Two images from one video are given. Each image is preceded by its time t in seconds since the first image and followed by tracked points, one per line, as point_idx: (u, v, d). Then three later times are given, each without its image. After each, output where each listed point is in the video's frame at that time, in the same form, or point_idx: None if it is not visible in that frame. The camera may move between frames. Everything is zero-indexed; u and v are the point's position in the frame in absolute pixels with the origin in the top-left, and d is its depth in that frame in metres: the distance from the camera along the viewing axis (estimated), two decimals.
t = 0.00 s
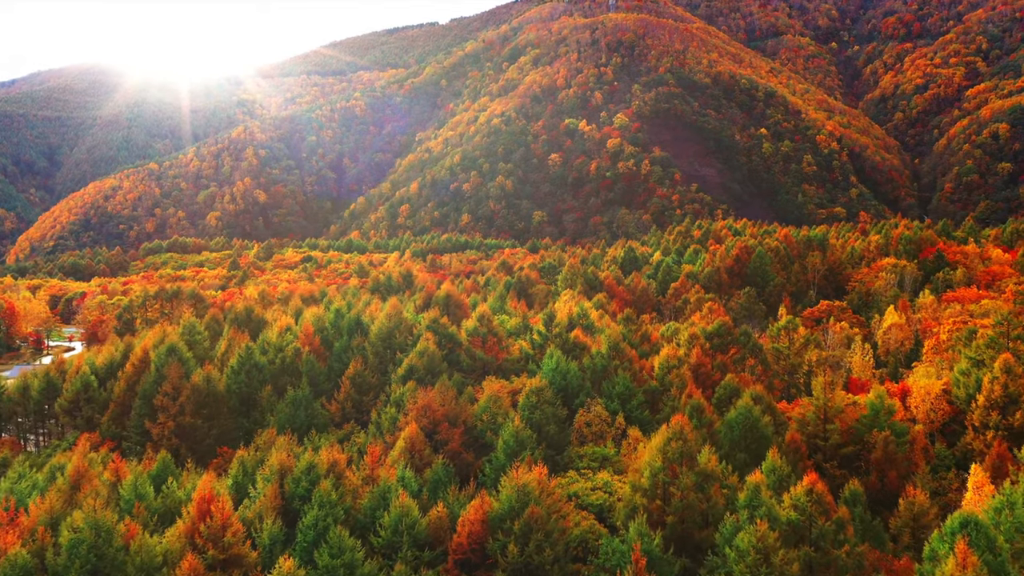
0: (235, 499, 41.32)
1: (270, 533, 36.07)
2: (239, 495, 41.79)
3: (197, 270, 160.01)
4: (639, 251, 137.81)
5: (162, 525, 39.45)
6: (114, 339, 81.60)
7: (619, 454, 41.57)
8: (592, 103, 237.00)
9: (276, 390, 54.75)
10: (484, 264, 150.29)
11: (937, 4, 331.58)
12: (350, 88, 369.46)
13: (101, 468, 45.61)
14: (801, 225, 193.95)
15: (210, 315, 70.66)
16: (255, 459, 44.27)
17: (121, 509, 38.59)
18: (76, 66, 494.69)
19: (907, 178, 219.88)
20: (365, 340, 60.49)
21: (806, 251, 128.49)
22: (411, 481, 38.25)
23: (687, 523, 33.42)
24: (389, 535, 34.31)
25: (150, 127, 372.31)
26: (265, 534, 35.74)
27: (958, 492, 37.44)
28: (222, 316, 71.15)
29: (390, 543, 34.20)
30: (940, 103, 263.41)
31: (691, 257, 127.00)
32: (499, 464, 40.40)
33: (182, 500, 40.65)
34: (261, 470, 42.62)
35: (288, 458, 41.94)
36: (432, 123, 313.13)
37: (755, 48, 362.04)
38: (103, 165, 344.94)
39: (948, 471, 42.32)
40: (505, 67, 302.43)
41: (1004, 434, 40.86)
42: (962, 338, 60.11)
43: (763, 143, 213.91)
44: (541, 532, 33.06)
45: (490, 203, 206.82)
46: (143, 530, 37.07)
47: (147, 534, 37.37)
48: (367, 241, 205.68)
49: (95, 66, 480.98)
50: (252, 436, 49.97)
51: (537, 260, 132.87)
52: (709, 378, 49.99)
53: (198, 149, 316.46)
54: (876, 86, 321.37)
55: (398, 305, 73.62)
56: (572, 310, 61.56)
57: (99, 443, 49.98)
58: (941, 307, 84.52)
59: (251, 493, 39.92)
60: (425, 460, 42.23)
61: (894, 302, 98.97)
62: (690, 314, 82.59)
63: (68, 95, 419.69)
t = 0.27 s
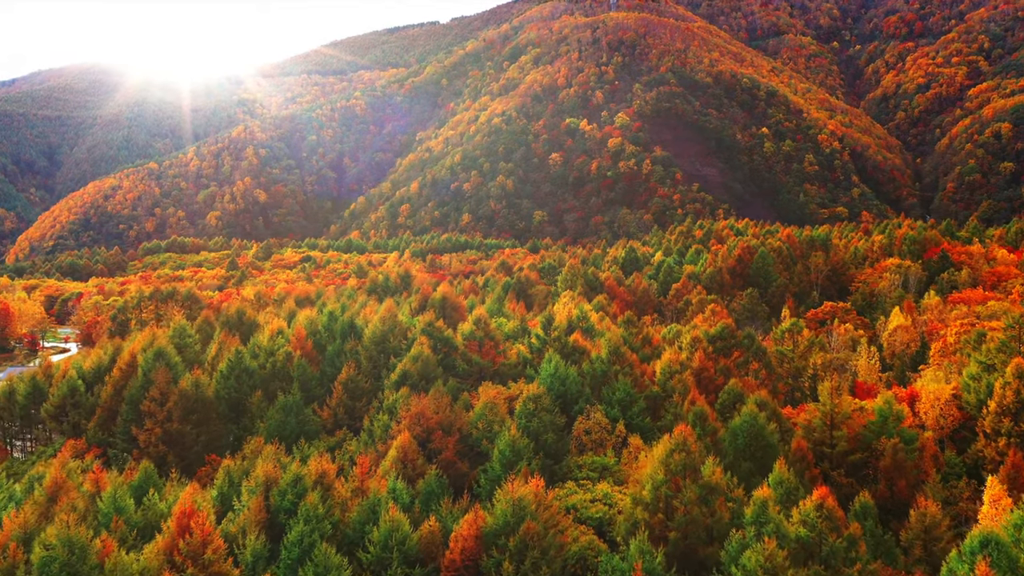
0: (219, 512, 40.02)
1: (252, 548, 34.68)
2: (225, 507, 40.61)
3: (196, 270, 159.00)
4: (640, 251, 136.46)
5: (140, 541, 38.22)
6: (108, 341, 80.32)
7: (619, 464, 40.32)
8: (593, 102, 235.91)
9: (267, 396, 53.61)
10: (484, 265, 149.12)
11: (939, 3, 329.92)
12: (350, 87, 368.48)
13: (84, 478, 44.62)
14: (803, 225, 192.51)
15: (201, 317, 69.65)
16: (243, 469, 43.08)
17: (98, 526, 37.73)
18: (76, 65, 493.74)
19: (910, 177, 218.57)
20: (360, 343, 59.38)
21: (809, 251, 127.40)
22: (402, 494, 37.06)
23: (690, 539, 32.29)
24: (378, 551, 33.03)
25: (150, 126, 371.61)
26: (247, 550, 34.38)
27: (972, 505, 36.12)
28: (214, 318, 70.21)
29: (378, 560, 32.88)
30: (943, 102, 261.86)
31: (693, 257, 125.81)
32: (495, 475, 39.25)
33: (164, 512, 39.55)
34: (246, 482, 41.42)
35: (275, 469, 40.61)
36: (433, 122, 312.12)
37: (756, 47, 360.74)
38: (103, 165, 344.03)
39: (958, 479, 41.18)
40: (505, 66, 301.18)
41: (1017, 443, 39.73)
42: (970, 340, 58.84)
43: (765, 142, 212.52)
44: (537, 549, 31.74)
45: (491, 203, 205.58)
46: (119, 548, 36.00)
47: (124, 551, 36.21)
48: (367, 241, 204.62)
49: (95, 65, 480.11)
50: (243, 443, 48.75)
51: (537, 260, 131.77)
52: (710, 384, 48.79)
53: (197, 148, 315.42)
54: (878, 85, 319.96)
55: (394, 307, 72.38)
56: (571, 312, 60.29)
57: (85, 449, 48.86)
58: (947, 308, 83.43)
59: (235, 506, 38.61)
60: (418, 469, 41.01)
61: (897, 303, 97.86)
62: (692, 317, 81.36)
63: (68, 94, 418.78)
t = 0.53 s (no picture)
0: (202, 526, 38.73)
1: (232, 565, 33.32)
2: (210, 518, 39.39)
3: (195, 270, 157.90)
4: (642, 252, 135.09)
5: (115, 559, 36.95)
6: (102, 342, 78.89)
7: (621, 475, 39.14)
8: (594, 101, 234.61)
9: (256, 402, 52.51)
10: (484, 265, 147.85)
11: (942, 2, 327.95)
12: (351, 87, 367.42)
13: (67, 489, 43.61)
14: (805, 225, 190.97)
15: (191, 321, 68.64)
16: (228, 480, 41.76)
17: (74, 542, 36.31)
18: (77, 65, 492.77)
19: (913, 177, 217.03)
20: (353, 348, 58.41)
21: (812, 251, 126.05)
22: (394, 508, 35.81)
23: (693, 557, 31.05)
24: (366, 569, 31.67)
25: (151, 126, 370.85)
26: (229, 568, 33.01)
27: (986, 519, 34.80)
28: (206, 322, 69.13)
29: None
30: (945, 101, 260.18)
31: (696, 258, 124.46)
32: (491, 487, 38.05)
33: (145, 526, 38.21)
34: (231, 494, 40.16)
35: (260, 481, 39.25)
36: (434, 122, 310.93)
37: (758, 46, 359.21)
38: (104, 165, 343.17)
39: (969, 489, 39.91)
40: (506, 66, 299.87)
41: None
42: (980, 344, 57.56)
43: (767, 142, 211.13)
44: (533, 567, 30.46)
45: (492, 203, 204.43)
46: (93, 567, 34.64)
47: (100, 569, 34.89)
48: (367, 241, 203.54)
49: (96, 65, 479.49)
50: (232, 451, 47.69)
51: (538, 260, 130.50)
52: (713, 390, 47.54)
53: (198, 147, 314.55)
54: (880, 84, 318.37)
55: (387, 311, 70.87)
56: (571, 316, 58.96)
57: (70, 456, 47.81)
58: (953, 310, 82.23)
59: (219, 520, 37.28)
60: (412, 481, 39.74)
61: (903, 305, 96.46)
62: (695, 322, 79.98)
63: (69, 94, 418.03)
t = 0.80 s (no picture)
0: (183, 541, 37.35)
1: None
2: (193, 533, 38.21)
3: (194, 271, 156.79)
4: (644, 253, 133.69)
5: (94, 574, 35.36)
6: (97, 344, 77.57)
7: (622, 487, 37.89)
8: (596, 101, 233.30)
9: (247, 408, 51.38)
10: (485, 266, 146.57)
11: (945, 1, 325.99)
12: (352, 86, 366.45)
13: (50, 500, 42.41)
14: (808, 225, 189.40)
15: (182, 324, 67.35)
16: (214, 493, 40.46)
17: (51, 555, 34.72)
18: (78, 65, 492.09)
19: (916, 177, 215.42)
20: (347, 352, 57.27)
21: (816, 252, 124.77)
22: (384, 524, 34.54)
23: None
24: None
25: (153, 126, 370.24)
26: None
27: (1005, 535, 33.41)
28: (198, 325, 67.87)
29: None
30: (948, 101, 258.30)
31: (698, 258, 123.16)
32: (488, 500, 36.71)
33: (124, 541, 36.69)
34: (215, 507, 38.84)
35: (245, 494, 37.86)
36: (435, 121, 309.78)
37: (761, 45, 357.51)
38: (105, 165, 342.48)
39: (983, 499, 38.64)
40: (507, 66, 298.58)
41: None
42: (990, 347, 56.26)
43: (769, 142, 209.63)
44: None
45: (494, 203, 203.12)
46: None
47: None
48: (367, 241, 202.52)
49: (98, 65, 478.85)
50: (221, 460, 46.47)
51: (539, 261, 129.22)
52: (716, 397, 46.30)
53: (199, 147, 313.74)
54: (883, 84, 316.64)
55: (383, 313, 69.67)
56: (571, 320, 57.73)
57: (53, 465, 46.58)
58: (960, 312, 80.88)
59: (201, 536, 35.89)
60: (405, 493, 38.42)
61: (909, 306, 95.05)
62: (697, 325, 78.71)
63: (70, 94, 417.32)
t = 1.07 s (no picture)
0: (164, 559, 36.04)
1: None
2: (174, 550, 37.17)
3: (193, 271, 155.78)
4: (646, 253, 132.33)
5: None
6: (92, 346, 76.32)
7: (624, 500, 36.57)
8: (598, 101, 232.02)
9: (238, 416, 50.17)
10: (486, 267, 145.36)
11: (948, 0, 323.76)
12: (353, 86, 365.45)
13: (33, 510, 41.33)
14: (811, 226, 187.77)
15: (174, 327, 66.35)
16: (199, 506, 39.19)
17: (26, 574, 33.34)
18: (80, 65, 492.24)
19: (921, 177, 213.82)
20: (341, 357, 56.09)
21: (821, 253, 123.37)
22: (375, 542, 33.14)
23: None
24: None
25: (155, 126, 369.92)
26: None
27: None
28: (190, 328, 66.74)
29: None
30: (952, 101, 256.24)
31: (702, 259, 121.81)
32: (484, 517, 35.27)
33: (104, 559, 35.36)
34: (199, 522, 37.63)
35: (231, 508, 36.55)
36: (437, 121, 308.80)
37: (763, 45, 356.08)
38: (107, 165, 342.04)
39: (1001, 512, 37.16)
40: (509, 66, 297.32)
41: None
42: (1002, 351, 54.80)
43: (772, 141, 208.10)
44: None
45: (495, 203, 201.90)
46: None
47: None
48: (368, 242, 201.58)
49: (100, 65, 478.70)
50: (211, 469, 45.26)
51: (540, 262, 128.16)
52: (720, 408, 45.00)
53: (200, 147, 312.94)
54: (886, 84, 314.88)
55: (379, 317, 68.45)
56: (571, 324, 56.43)
57: (36, 474, 45.51)
58: (969, 314, 79.37)
59: (183, 554, 34.54)
60: (398, 508, 37.00)
61: (915, 308, 93.59)
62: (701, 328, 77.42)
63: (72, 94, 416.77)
